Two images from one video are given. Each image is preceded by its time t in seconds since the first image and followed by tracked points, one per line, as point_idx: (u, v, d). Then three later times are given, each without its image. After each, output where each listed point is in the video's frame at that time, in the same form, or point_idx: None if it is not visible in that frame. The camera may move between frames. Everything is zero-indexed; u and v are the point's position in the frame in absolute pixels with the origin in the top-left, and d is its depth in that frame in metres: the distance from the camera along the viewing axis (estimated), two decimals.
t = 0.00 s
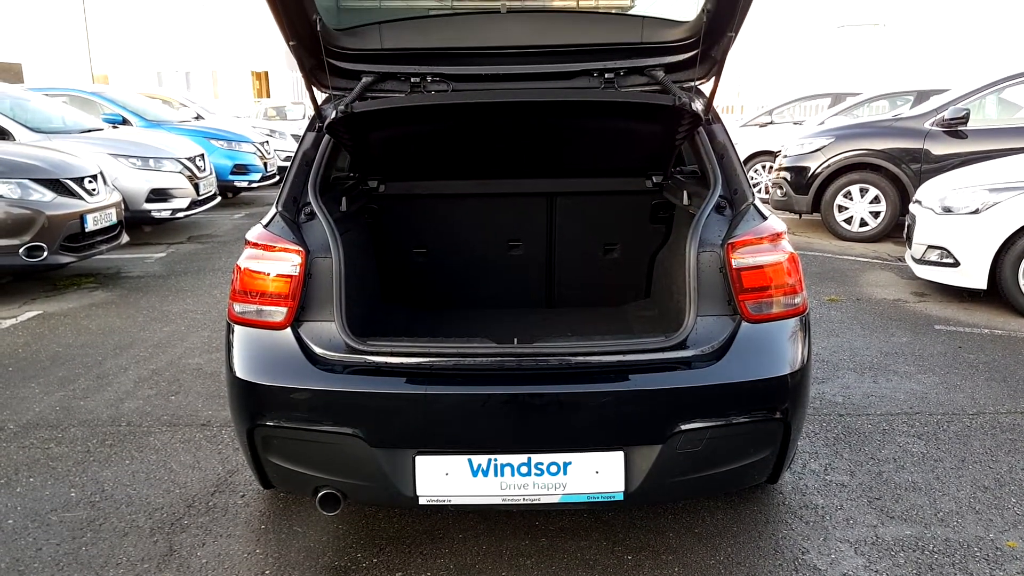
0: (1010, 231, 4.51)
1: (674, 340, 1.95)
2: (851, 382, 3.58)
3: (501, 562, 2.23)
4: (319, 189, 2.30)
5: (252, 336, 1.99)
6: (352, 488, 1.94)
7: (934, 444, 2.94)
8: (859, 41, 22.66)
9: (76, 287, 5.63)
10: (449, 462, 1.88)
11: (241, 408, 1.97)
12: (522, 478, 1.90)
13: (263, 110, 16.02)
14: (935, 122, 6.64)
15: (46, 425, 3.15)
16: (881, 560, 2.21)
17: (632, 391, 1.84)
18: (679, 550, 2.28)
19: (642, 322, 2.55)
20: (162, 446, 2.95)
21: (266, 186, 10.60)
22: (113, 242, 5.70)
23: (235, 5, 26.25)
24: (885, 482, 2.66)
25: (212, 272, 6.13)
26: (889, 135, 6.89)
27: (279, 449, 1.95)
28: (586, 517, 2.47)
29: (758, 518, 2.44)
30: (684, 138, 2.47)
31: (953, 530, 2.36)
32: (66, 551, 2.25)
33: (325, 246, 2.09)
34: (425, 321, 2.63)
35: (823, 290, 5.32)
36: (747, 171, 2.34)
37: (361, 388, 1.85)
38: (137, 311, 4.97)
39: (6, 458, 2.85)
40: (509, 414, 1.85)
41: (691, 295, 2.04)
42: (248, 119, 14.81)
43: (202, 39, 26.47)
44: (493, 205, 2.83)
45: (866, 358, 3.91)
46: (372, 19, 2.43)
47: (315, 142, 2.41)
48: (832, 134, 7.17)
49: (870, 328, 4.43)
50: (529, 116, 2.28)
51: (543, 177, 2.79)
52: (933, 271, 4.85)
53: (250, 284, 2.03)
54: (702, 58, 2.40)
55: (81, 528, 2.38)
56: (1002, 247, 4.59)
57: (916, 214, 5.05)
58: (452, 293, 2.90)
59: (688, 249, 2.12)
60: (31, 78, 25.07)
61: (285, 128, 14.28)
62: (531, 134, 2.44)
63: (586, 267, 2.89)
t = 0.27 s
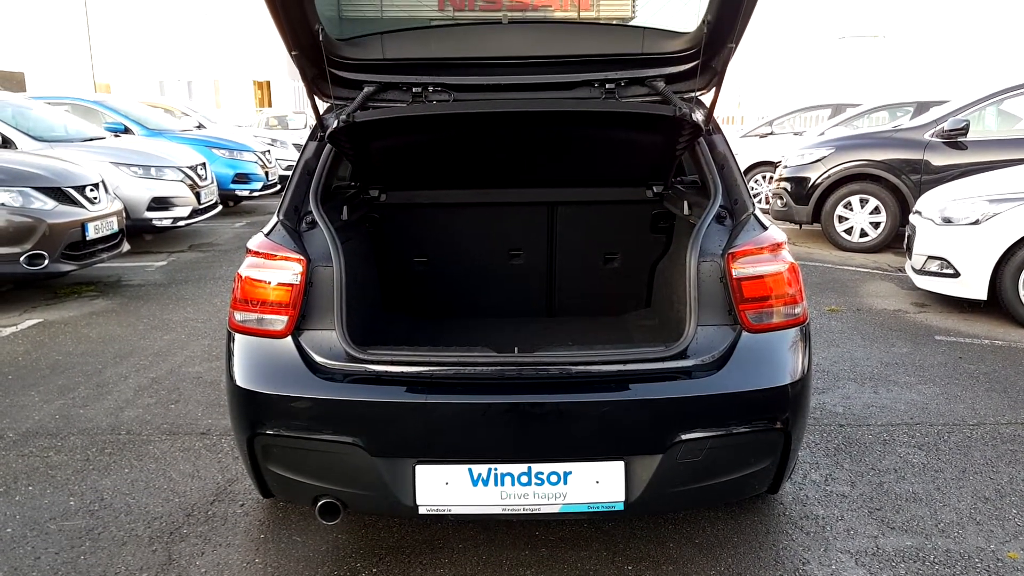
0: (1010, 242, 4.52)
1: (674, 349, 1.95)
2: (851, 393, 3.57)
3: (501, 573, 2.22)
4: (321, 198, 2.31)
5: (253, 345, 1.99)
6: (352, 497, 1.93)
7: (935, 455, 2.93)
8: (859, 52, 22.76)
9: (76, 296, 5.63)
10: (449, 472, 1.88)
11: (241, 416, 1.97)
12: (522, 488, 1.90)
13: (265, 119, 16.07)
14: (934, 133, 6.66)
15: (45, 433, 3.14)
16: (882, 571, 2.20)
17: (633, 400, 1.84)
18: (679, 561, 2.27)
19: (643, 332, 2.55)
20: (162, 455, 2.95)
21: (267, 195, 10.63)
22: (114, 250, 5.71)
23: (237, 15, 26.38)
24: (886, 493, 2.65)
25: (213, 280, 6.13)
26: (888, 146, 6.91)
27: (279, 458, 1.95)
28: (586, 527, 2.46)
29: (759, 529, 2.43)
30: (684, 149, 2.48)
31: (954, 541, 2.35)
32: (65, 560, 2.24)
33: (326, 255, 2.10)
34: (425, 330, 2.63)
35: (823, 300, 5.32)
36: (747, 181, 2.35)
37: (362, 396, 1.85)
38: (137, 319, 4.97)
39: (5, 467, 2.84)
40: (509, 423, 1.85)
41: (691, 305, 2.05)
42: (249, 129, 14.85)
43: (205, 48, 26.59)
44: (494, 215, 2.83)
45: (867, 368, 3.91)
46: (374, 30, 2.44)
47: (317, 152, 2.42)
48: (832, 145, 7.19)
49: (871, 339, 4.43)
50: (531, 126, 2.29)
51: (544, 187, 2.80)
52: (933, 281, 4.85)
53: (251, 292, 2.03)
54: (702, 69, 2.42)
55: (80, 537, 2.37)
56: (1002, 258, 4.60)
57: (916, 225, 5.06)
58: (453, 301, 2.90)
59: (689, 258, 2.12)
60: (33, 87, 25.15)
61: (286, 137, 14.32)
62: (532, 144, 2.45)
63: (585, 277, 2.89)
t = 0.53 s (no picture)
0: (1010, 252, 4.52)
1: (675, 358, 1.95)
2: (852, 402, 3.57)
3: None
4: (322, 207, 2.32)
5: (253, 353, 1.99)
6: (352, 507, 1.93)
7: (935, 464, 2.93)
8: (858, 63, 22.85)
9: (77, 304, 5.64)
10: (450, 480, 1.87)
11: (241, 424, 1.97)
12: (522, 497, 1.89)
13: (267, 128, 16.13)
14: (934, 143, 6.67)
15: (45, 442, 3.14)
16: None
17: (634, 409, 1.84)
18: (681, 570, 2.26)
19: (643, 341, 2.55)
20: (161, 464, 2.94)
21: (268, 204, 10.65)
22: (115, 259, 5.72)
23: (239, 25, 26.52)
24: (887, 502, 2.64)
25: (214, 289, 6.13)
26: (888, 156, 6.92)
27: (279, 466, 1.94)
28: (587, 536, 2.46)
29: (760, 538, 2.43)
30: (685, 158, 2.49)
31: (956, 550, 2.34)
32: (64, 569, 2.24)
33: (327, 263, 2.10)
34: (426, 338, 2.64)
35: (824, 309, 5.32)
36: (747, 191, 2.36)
37: (362, 405, 1.85)
38: (138, 328, 4.97)
39: (4, 475, 2.84)
40: (510, 432, 1.85)
41: (692, 314, 2.05)
42: (250, 138, 14.89)
43: (207, 58, 26.70)
44: (494, 224, 2.84)
45: (867, 378, 3.90)
46: (375, 40, 2.46)
47: (318, 160, 2.43)
48: (832, 154, 7.21)
49: (871, 348, 4.42)
50: (532, 135, 2.30)
51: (545, 196, 2.80)
52: (933, 290, 4.86)
53: (252, 301, 2.04)
54: (702, 79, 2.44)
55: (79, 545, 2.36)
56: (1002, 267, 4.60)
57: (916, 234, 5.07)
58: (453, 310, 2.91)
59: (689, 267, 2.13)
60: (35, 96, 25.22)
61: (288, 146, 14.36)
62: (533, 154, 2.46)
63: (585, 286, 2.89)
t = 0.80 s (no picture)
0: (1010, 261, 4.52)
1: (675, 366, 1.95)
2: (852, 411, 3.57)
3: None
4: (322, 216, 2.32)
5: (253, 361, 2.00)
6: (351, 516, 1.92)
7: (936, 474, 2.92)
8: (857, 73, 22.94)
9: (77, 312, 5.64)
10: (449, 489, 1.87)
11: (241, 433, 1.97)
12: (522, 506, 1.89)
13: (267, 137, 16.18)
14: (933, 152, 6.69)
15: (45, 450, 3.14)
16: None
17: (634, 418, 1.84)
18: None
19: (643, 349, 2.55)
20: (161, 472, 2.94)
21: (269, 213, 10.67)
22: (115, 267, 5.73)
23: (241, 35, 26.65)
24: (888, 512, 2.63)
25: (214, 297, 6.14)
26: (888, 165, 6.94)
27: (278, 475, 1.94)
28: (587, 546, 2.45)
29: (760, 548, 2.42)
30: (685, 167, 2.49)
31: (957, 561, 2.33)
32: None
33: (328, 272, 2.10)
34: (426, 347, 2.63)
35: (824, 318, 5.32)
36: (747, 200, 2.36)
37: (361, 414, 1.85)
38: (138, 336, 4.97)
39: (3, 484, 2.83)
40: (510, 440, 1.84)
41: (692, 322, 2.05)
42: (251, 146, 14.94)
43: (208, 67, 26.82)
44: (495, 232, 2.84)
45: (868, 387, 3.90)
46: (375, 49, 2.48)
47: (319, 169, 2.43)
48: (832, 163, 7.24)
49: (872, 357, 4.42)
50: (532, 144, 2.31)
51: (545, 205, 2.81)
52: (933, 299, 4.86)
53: (252, 309, 2.04)
54: (702, 89, 2.44)
55: (77, 554, 2.36)
56: (1001, 276, 4.60)
57: (916, 243, 5.07)
58: (453, 319, 2.91)
59: (689, 276, 2.13)
60: (37, 105, 25.29)
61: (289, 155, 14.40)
62: (533, 162, 2.47)
63: (585, 294, 2.89)
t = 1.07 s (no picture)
0: (1010, 271, 4.52)
1: (675, 375, 1.95)
2: (852, 421, 3.56)
3: None
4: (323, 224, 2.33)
5: (253, 369, 2.00)
6: (350, 525, 1.92)
7: (937, 484, 2.91)
8: (856, 83, 23.03)
9: (77, 320, 5.64)
10: (449, 498, 1.87)
11: (240, 441, 1.97)
12: (522, 515, 1.89)
13: (268, 145, 16.23)
14: (932, 163, 6.70)
15: (43, 458, 3.13)
16: None
17: (634, 427, 1.83)
18: None
19: (643, 358, 2.55)
20: (159, 480, 2.93)
21: (269, 221, 10.68)
22: (116, 275, 5.73)
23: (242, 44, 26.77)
24: (889, 522, 2.63)
25: (214, 305, 6.14)
26: (887, 175, 6.95)
27: (277, 483, 1.94)
28: (587, 556, 2.44)
29: (760, 558, 2.41)
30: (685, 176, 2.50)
31: (958, 571, 2.32)
32: None
33: (328, 280, 2.11)
34: (425, 355, 2.63)
35: (824, 328, 5.32)
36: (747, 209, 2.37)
37: (361, 422, 1.85)
38: (137, 344, 4.97)
39: (2, 492, 2.83)
40: (510, 449, 1.84)
41: (692, 331, 2.05)
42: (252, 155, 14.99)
43: (210, 76, 26.92)
44: (495, 241, 2.85)
45: (868, 396, 3.89)
46: (375, 59, 2.46)
47: (320, 178, 2.44)
48: (832, 173, 7.25)
49: (872, 367, 4.42)
50: (533, 154, 2.32)
51: (545, 214, 2.82)
52: (933, 309, 4.86)
53: (252, 317, 2.04)
54: (702, 99, 2.46)
55: (75, 563, 2.35)
56: (1001, 286, 4.61)
57: (916, 253, 5.08)
58: (452, 327, 2.91)
59: (689, 285, 2.13)
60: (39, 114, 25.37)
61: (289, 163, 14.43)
62: (532, 172, 2.48)
63: (585, 303, 2.90)
